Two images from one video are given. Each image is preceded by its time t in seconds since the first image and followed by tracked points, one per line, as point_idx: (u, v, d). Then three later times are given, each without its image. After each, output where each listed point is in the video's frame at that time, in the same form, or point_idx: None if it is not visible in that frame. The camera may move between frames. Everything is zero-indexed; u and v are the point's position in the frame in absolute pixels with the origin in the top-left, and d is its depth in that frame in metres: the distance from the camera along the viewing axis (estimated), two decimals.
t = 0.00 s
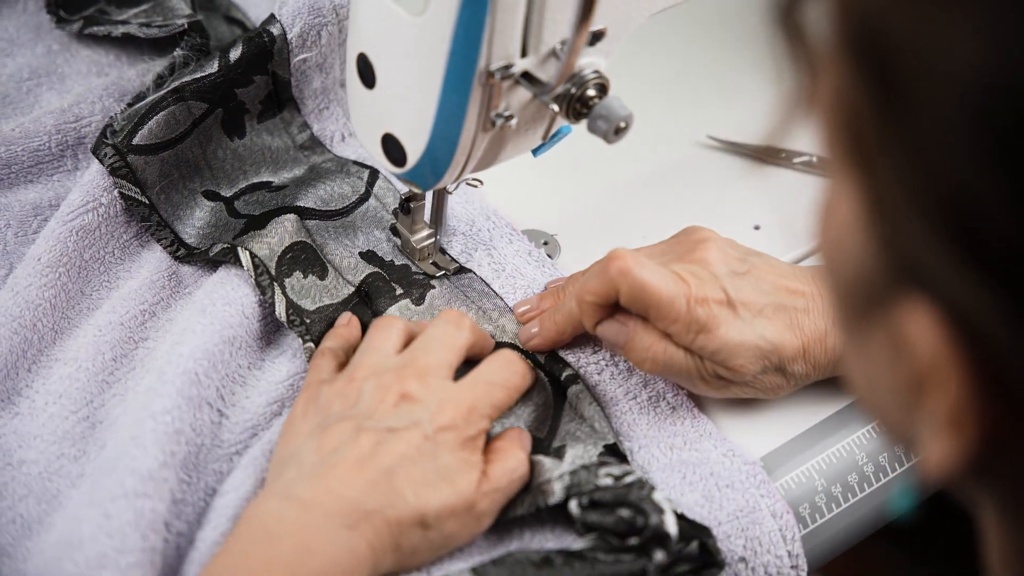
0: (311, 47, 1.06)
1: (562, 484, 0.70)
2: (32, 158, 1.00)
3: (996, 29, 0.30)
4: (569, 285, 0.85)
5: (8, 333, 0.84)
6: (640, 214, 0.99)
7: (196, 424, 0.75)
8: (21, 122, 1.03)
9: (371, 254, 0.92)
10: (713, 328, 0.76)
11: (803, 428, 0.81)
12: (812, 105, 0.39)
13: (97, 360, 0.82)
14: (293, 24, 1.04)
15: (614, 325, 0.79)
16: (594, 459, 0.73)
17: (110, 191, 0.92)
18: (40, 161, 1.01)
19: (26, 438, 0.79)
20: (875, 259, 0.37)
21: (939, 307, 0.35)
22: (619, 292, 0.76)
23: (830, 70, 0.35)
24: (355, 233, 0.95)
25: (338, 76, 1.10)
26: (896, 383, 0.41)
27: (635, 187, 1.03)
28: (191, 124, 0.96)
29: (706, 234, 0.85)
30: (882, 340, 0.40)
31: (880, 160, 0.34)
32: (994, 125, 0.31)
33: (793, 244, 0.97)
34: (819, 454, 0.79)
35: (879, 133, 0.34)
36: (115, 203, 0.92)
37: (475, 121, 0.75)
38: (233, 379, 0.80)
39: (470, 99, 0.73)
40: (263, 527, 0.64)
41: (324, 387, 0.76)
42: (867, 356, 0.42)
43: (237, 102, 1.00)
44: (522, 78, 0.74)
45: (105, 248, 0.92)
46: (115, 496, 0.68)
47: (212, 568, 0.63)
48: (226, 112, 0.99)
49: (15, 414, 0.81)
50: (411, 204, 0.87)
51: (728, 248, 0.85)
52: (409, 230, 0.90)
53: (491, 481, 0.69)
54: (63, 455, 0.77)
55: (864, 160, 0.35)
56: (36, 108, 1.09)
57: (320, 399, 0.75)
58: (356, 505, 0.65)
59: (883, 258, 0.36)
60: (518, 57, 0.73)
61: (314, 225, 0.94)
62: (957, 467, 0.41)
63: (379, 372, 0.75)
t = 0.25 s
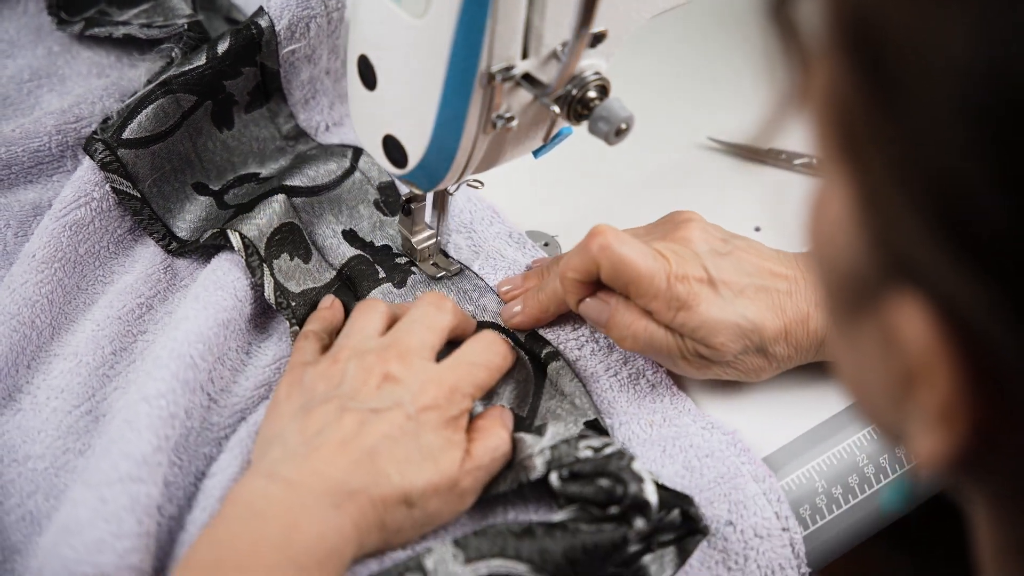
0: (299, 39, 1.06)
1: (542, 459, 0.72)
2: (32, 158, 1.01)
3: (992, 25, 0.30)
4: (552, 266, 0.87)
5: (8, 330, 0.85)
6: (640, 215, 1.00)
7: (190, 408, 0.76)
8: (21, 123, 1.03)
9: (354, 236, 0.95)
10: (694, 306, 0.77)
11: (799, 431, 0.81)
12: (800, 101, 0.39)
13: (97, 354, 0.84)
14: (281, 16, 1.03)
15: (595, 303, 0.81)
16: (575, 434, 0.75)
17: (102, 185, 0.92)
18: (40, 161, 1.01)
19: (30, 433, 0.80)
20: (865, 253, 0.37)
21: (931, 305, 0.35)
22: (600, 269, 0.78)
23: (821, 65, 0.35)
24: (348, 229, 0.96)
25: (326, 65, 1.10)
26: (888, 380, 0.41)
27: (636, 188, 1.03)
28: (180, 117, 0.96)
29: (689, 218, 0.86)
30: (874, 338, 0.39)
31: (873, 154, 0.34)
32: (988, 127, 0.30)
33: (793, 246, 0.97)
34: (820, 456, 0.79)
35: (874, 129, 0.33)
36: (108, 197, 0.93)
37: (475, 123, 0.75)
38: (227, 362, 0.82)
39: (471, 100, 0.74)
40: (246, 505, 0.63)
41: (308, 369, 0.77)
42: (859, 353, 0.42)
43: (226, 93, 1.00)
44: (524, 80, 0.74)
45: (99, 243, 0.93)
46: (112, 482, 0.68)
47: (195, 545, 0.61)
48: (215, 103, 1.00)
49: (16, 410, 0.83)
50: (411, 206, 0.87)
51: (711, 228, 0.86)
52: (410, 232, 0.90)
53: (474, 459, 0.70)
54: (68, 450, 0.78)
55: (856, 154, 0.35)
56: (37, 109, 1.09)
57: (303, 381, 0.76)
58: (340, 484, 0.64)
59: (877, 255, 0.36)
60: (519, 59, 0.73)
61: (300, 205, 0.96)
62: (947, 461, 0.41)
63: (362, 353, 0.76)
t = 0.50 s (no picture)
0: (285, 30, 1.06)
1: (519, 436, 0.72)
2: (27, 157, 1.00)
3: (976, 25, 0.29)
4: (530, 249, 0.89)
5: (3, 326, 0.85)
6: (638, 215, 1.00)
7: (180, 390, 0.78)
8: (17, 122, 1.03)
9: (332, 216, 0.96)
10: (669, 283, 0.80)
11: (809, 425, 0.81)
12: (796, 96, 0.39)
13: (92, 347, 0.85)
14: (267, 8, 1.03)
15: (575, 282, 0.82)
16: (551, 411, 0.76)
17: (89, 179, 0.93)
18: (36, 160, 1.01)
19: (30, 427, 0.80)
20: (852, 249, 0.37)
21: (916, 307, 0.35)
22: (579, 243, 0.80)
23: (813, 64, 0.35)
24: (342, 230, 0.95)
25: (307, 52, 1.10)
26: (879, 372, 0.41)
27: (634, 188, 1.03)
28: (166, 109, 0.96)
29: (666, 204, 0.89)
30: (864, 332, 0.40)
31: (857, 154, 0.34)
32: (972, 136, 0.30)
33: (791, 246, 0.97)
34: (818, 457, 0.79)
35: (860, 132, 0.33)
36: (95, 190, 0.93)
37: (472, 124, 0.75)
38: (215, 344, 0.84)
39: (468, 101, 0.73)
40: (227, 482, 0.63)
41: (285, 350, 0.77)
42: (851, 345, 0.42)
43: (212, 84, 1.00)
44: (521, 81, 0.74)
45: (90, 236, 0.93)
46: (99, 465, 0.69)
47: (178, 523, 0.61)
48: (202, 95, 1.00)
49: (16, 406, 0.83)
50: (409, 206, 0.87)
51: (688, 211, 0.89)
52: (407, 233, 0.90)
53: (451, 436, 0.71)
54: (69, 443, 0.79)
55: (843, 153, 0.35)
56: (33, 108, 1.09)
57: (280, 363, 0.76)
58: (320, 463, 0.65)
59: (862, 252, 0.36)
60: (516, 60, 0.73)
61: (284, 181, 0.95)
62: (935, 456, 0.41)
63: (339, 335, 0.76)
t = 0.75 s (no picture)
0: (275, 21, 1.06)
1: (495, 414, 0.73)
2: (26, 156, 1.01)
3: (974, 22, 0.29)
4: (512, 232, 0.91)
5: (3, 322, 0.86)
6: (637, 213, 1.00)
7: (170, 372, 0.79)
8: (16, 120, 1.03)
9: (313, 200, 0.97)
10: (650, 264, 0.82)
11: (809, 426, 0.81)
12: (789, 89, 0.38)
13: (92, 339, 0.86)
14: None
15: (557, 265, 0.84)
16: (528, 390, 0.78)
17: (83, 172, 0.92)
18: (33, 159, 1.01)
19: (34, 420, 0.81)
20: (845, 246, 0.36)
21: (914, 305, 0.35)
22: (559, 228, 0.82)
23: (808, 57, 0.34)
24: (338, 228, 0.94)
25: (296, 43, 1.12)
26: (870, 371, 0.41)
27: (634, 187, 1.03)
28: (157, 101, 0.96)
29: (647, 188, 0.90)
30: (858, 333, 0.39)
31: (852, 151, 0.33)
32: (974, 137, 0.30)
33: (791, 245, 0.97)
34: (818, 458, 0.79)
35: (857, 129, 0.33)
36: (90, 184, 0.93)
37: (471, 123, 0.76)
38: (203, 325, 0.85)
39: (468, 101, 0.74)
40: (208, 459, 0.64)
41: (264, 331, 0.78)
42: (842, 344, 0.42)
43: (203, 76, 1.01)
44: (520, 81, 0.74)
45: (86, 229, 0.93)
46: (86, 448, 0.71)
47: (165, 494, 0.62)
48: (193, 87, 1.00)
49: (17, 400, 0.84)
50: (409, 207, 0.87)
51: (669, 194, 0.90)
52: (408, 233, 0.90)
53: (429, 415, 0.72)
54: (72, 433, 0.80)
55: (839, 149, 0.34)
56: (32, 107, 1.09)
57: (260, 343, 0.77)
58: (299, 441, 0.66)
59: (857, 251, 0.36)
60: (516, 60, 0.73)
61: (271, 163, 0.97)
62: (930, 453, 0.41)
63: (317, 317, 0.78)
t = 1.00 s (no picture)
0: (268, 17, 1.05)
1: (484, 407, 0.73)
2: (23, 155, 1.00)
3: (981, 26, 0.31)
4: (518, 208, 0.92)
5: None
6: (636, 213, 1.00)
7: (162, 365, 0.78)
8: (12, 119, 1.03)
9: (296, 192, 0.97)
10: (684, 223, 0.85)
11: (805, 427, 0.81)
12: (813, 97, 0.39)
13: (88, 337, 0.86)
14: None
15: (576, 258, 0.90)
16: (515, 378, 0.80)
17: (75, 170, 0.92)
18: (30, 158, 1.01)
19: (32, 418, 0.81)
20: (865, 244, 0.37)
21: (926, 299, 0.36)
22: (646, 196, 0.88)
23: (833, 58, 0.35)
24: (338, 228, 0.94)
25: (289, 37, 1.11)
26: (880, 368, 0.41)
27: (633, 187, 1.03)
28: (150, 98, 0.96)
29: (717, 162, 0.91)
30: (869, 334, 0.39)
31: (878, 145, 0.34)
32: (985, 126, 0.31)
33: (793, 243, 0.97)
34: (817, 458, 0.79)
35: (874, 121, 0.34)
36: (83, 182, 0.93)
37: (470, 122, 0.75)
38: (195, 318, 0.85)
39: (466, 101, 0.73)
40: (203, 451, 0.64)
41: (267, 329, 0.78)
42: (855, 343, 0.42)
43: (197, 72, 1.00)
44: (519, 81, 0.74)
45: (81, 228, 0.93)
46: (80, 444, 0.71)
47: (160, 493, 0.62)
48: (187, 83, 0.99)
49: (16, 398, 0.84)
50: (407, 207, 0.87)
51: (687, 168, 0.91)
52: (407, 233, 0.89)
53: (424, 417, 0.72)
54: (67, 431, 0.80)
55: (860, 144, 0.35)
56: (30, 107, 1.08)
57: (263, 343, 0.77)
58: (294, 438, 0.67)
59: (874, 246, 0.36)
60: (515, 60, 0.73)
61: (259, 151, 0.96)
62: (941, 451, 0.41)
63: (322, 315, 0.78)
